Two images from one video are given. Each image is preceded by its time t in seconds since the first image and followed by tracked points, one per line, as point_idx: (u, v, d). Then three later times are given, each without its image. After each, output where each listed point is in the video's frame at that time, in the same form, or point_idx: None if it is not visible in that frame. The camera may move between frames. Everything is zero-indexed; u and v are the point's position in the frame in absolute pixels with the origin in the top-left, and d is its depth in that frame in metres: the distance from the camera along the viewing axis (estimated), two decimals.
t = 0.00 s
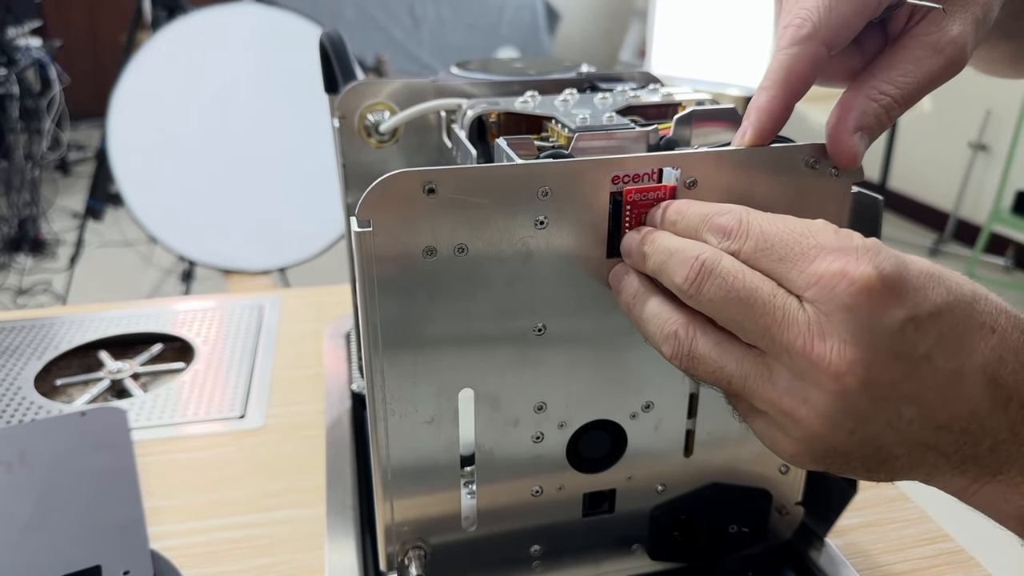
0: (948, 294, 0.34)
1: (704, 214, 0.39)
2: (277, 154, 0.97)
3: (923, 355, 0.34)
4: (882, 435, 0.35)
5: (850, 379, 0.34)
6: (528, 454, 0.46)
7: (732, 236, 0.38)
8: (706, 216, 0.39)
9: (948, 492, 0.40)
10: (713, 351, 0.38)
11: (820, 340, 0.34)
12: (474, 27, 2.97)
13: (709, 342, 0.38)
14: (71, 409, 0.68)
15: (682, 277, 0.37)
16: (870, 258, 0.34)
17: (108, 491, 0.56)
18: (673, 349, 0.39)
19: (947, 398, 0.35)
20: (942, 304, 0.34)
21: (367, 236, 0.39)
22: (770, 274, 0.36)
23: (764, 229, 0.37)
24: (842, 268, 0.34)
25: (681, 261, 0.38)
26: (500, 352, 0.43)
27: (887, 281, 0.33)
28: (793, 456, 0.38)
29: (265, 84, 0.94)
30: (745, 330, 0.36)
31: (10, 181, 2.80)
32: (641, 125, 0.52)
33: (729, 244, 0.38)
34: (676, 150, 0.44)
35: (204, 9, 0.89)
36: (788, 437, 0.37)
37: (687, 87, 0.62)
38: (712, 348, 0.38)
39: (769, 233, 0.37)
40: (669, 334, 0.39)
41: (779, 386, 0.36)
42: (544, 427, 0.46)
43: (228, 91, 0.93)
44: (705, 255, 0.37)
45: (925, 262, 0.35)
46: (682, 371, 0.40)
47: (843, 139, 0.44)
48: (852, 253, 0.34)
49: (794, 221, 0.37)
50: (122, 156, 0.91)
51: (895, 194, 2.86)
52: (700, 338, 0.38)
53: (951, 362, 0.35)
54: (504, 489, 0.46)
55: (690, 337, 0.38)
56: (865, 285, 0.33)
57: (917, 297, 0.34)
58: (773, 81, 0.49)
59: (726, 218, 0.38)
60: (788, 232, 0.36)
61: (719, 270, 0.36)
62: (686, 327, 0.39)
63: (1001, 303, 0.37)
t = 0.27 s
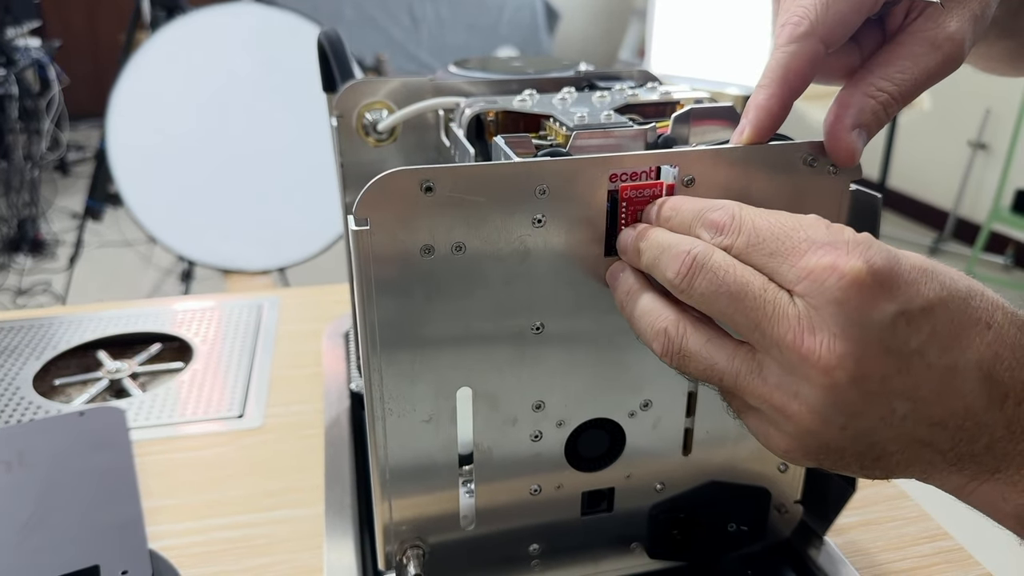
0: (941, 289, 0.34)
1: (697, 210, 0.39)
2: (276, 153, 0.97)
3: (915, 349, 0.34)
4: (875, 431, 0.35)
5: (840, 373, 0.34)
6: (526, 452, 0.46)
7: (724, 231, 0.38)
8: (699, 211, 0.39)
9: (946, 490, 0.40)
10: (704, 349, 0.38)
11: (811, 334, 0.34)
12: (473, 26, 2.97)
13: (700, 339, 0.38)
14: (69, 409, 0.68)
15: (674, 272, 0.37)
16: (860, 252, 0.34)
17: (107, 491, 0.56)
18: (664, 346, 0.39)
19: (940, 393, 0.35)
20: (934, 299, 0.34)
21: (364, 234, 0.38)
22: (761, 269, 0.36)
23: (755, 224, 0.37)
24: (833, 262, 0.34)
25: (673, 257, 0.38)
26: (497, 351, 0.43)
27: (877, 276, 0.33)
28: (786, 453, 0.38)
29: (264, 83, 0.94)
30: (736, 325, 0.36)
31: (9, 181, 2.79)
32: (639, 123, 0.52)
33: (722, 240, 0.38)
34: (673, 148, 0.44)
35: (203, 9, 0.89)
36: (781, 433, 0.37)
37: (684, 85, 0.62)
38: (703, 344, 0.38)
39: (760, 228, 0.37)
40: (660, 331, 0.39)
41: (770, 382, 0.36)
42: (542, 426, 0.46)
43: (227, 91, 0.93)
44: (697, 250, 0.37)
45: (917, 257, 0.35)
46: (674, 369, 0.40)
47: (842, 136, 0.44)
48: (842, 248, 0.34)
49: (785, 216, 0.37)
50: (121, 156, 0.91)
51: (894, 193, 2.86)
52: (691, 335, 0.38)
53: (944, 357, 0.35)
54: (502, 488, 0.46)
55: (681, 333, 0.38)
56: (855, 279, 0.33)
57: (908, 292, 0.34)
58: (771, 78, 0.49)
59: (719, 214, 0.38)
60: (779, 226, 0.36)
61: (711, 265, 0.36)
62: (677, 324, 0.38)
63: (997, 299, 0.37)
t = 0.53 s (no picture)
0: (944, 285, 0.34)
1: (697, 208, 0.39)
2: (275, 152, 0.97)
3: (917, 346, 0.34)
4: (878, 429, 0.35)
5: (842, 370, 0.34)
6: (527, 453, 0.46)
7: (725, 230, 0.38)
8: (699, 210, 0.39)
9: (950, 490, 0.40)
10: (706, 347, 0.38)
11: (812, 331, 0.34)
12: (473, 26, 2.97)
13: (701, 337, 0.38)
14: (69, 410, 0.68)
15: (675, 270, 0.37)
16: (861, 248, 0.34)
17: (107, 493, 0.56)
18: (665, 345, 0.39)
19: (943, 390, 0.35)
20: (936, 295, 0.34)
21: (365, 235, 0.38)
22: (762, 267, 0.36)
23: (756, 222, 0.37)
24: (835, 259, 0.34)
25: (674, 256, 0.37)
26: (498, 352, 0.43)
27: (879, 272, 0.33)
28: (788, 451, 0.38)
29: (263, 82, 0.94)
30: (738, 323, 0.36)
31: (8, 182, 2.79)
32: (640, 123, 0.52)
33: (723, 238, 0.38)
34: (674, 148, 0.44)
35: (201, 8, 0.88)
36: (783, 432, 0.37)
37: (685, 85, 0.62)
38: (704, 342, 0.38)
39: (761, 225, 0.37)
40: (661, 330, 0.39)
41: (772, 380, 0.36)
42: (543, 427, 0.46)
43: (226, 90, 0.93)
44: (698, 248, 0.37)
45: (919, 254, 0.35)
46: (676, 368, 0.40)
47: (843, 136, 0.44)
48: (844, 244, 0.34)
49: (786, 213, 0.37)
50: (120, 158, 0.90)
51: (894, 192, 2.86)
52: (692, 334, 0.38)
53: (947, 354, 0.34)
54: (503, 489, 0.46)
55: (682, 331, 0.38)
56: (856, 275, 0.33)
57: (910, 288, 0.34)
58: (772, 78, 0.49)
59: (719, 212, 0.38)
60: (780, 223, 0.36)
61: (711, 263, 0.36)
62: (678, 323, 0.38)
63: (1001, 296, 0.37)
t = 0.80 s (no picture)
0: (948, 283, 0.34)
1: (700, 208, 0.39)
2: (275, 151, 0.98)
3: (922, 343, 0.34)
4: (883, 426, 0.35)
5: (847, 367, 0.34)
6: (530, 453, 0.46)
7: (728, 228, 0.38)
8: (702, 210, 0.39)
9: (953, 487, 0.40)
10: (710, 346, 0.38)
11: (817, 328, 0.34)
12: (473, 26, 2.97)
13: (704, 336, 0.38)
14: (71, 410, 0.68)
15: (678, 269, 0.37)
16: (866, 245, 0.34)
17: (110, 493, 0.56)
18: (669, 343, 0.39)
19: (947, 387, 0.35)
20: (941, 293, 0.34)
21: (368, 235, 0.38)
22: (766, 265, 0.36)
23: (759, 220, 0.37)
24: (839, 256, 0.34)
25: (677, 255, 0.37)
26: (501, 352, 0.43)
27: (883, 269, 0.33)
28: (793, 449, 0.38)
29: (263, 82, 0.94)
30: (742, 320, 0.36)
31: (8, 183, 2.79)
32: (642, 123, 0.52)
33: (727, 236, 0.38)
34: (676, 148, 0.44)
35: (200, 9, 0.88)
36: (788, 429, 0.37)
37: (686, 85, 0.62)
38: (708, 341, 0.38)
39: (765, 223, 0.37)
40: (664, 329, 0.39)
41: (777, 377, 0.36)
42: (546, 426, 0.46)
43: (226, 90, 0.93)
44: (702, 247, 0.37)
45: (924, 252, 0.35)
46: (680, 367, 0.40)
47: (844, 137, 0.44)
48: (848, 241, 0.34)
49: (789, 212, 0.37)
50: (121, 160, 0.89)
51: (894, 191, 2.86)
52: (695, 332, 0.38)
53: (952, 351, 0.35)
54: (506, 488, 0.46)
55: (686, 330, 0.38)
56: (861, 272, 0.33)
57: (915, 286, 0.34)
58: (774, 78, 0.49)
59: (723, 211, 0.38)
60: (784, 221, 0.36)
61: (715, 262, 0.36)
62: (681, 322, 0.38)
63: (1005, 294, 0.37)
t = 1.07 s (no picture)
0: (954, 283, 0.34)
1: (703, 208, 0.39)
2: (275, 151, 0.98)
3: (928, 344, 0.34)
4: (888, 426, 0.35)
5: (854, 369, 0.34)
6: (531, 451, 0.46)
7: (732, 229, 0.38)
8: (705, 210, 0.39)
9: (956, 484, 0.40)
10: (715, 347, 0.38)
11: (824, 330, 0.34)
12: (472, 26, 2.97)
13: (710, 338, 0.38)
14: (71, 410, 0.68)
15: (682, 273, 0.37)
16: (872, 246, 0.34)
17: (110, 492, 0.56)
18: (674, 345, 0.39)
19: (953, 386, 0.35)
20: (947, 293, 0.34)
21: (368, 233, 0.38)
22: (772, 267, 0.36)
23: (763, 221, 0.37)
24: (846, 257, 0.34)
25: (681, 257, 0.37)
26: (501, 350, 0.43)
27: (890, 271, 0.33)
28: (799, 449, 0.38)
29: (262, 82, 0.94)
30: (747, 323, 0.36)
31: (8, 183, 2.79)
32: (642, 120, 0.52)
33: (731, 237, 0.38)
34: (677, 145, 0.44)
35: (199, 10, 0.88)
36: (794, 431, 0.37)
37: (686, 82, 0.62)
38: (713, 343, 0.38)
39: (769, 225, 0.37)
40: (669, 330, 0.39)
41: (783, 380, 0.36)
42: (547, 424, 0.46)
43: (225, 91, 0.93)
44: (706, 250, 0.37)
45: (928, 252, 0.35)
46: (685, 368, 0.40)
47: (844, 133, 0.44)
48: (854, 243, 0.34)
49: (793, 212, 0.37)
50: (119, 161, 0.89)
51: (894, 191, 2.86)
52: (700, 334, 0.38)
53: (957, 351, 0.35)
54: (507, 486, 0.46)
55: (690, 331, 0.38)
56: (868, 274, 0.33)
57: (921, 287, 0.34)
58: (773, 75, 0.49)
59: (725, 212, 0.38)
60: (788, 222, 0.36)
61: (720, 265, 0.36)
62: (686, 323, 0.38)
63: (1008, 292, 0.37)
